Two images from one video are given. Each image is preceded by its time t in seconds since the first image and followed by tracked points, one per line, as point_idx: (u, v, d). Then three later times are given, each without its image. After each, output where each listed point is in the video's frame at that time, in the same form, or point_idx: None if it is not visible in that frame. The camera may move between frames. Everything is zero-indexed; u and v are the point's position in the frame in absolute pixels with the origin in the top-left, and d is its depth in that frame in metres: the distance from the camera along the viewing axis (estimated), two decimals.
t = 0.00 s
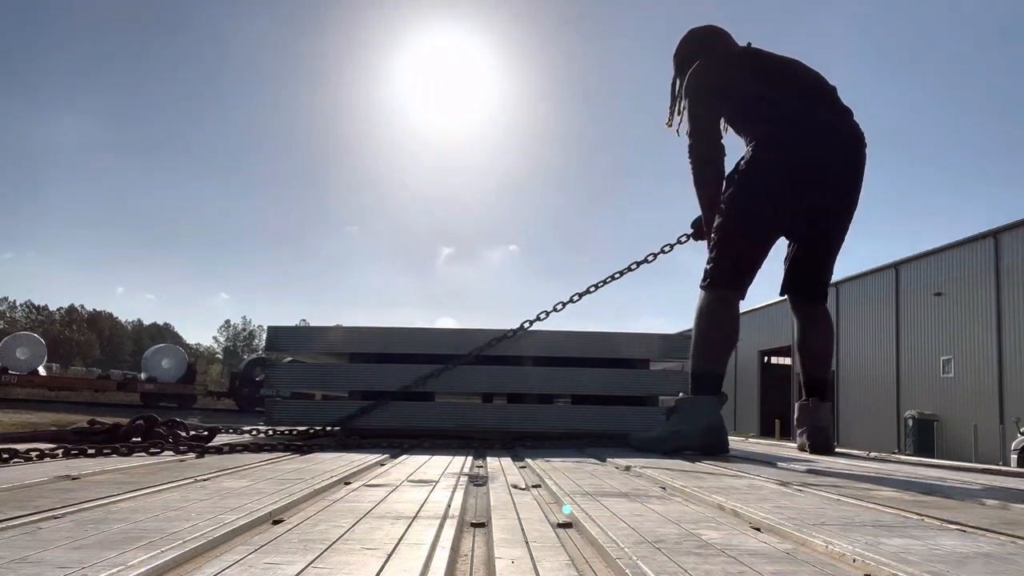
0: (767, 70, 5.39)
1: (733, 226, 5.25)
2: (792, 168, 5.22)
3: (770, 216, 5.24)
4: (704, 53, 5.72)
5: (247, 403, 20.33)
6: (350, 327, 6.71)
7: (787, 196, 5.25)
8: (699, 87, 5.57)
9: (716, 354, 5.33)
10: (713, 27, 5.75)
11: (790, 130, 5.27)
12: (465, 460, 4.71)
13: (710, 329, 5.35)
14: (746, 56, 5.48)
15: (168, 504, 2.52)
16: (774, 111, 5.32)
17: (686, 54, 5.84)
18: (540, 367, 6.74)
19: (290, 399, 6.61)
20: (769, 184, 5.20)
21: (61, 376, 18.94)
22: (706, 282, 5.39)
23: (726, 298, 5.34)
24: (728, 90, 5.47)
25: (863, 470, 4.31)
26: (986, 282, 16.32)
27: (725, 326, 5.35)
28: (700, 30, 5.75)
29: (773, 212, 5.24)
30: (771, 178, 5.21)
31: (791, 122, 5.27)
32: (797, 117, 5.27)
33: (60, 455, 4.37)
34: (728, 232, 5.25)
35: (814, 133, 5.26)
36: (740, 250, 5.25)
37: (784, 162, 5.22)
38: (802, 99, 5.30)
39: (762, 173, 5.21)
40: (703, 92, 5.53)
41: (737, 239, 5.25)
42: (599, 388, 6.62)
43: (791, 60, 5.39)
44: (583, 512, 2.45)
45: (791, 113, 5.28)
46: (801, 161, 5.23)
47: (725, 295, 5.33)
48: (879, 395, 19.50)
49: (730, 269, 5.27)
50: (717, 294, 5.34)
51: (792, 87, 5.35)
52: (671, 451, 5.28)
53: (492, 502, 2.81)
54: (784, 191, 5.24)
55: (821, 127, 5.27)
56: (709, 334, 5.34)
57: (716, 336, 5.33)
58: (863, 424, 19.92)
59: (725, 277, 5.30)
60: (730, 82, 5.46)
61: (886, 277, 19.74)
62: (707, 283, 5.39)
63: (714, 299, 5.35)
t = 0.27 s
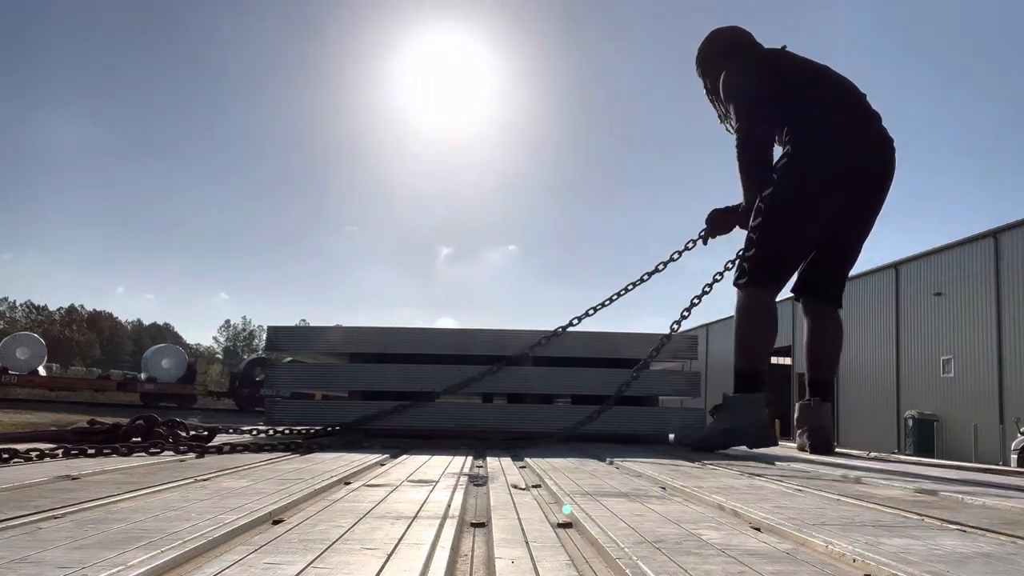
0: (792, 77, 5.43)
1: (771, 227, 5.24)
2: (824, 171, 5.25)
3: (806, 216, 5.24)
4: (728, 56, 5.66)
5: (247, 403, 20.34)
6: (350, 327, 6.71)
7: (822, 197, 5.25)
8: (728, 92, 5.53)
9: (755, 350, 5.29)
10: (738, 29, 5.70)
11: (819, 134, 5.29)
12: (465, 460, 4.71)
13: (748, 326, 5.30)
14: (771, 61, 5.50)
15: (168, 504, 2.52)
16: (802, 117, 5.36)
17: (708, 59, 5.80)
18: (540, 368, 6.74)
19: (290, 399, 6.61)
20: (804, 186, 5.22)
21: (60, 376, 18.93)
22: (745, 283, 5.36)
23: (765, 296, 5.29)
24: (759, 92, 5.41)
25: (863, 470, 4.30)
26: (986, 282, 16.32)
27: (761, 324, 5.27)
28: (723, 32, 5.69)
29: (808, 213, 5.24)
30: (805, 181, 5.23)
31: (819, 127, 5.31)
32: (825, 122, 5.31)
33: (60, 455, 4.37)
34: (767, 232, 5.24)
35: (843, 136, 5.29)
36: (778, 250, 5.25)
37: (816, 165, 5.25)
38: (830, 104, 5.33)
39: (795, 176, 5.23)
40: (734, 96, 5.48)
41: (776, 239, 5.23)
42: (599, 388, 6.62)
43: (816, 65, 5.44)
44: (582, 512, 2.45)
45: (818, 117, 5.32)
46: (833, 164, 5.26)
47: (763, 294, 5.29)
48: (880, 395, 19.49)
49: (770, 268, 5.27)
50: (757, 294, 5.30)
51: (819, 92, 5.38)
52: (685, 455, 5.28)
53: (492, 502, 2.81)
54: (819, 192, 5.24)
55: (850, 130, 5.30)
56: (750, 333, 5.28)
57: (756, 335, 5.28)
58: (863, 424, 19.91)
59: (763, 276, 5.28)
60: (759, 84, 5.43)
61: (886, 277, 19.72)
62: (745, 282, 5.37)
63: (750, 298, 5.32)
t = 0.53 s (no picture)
0: (790, 79, 5.45)
1: (784, 234, 5.28)
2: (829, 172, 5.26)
3: (816, 218, 5.24)
4: (726, 58, 5.63)
5: (247, 403, 20.35)
6: (350, 327, 6.71)
7: (830, 198, 5.26)
8: (729, 98, 5.55)
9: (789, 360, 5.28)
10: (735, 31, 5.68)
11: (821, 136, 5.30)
12: (465, 460, 4.71)
13: (772, 334, 5.32)
14: (770, 64, 5.49)
15: (169, 504, 2.52)
16: (803, 119, 5.37)
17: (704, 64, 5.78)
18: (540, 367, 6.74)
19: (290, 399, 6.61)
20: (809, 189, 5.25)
21: (60, 376, 18.92)
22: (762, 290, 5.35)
23: (787, 303, 5.27)
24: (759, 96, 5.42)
25: (864, 470, 4.31)
26: (986, 282, 16.33)
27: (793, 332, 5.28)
28: (718, 36, 5.67)
29: (818, 216, 5.25)
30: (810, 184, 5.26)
31: (821, 128, 5.32)
32: (826, 122, 5.32)
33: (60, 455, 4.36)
34: (780, 238, 5.27)
35: (845, 135, 5.29)
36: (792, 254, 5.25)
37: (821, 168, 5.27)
38: (829, 104, 5.35)
39: (801, 181, 5.27)
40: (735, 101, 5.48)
41: (789, 244, 5.25)
42: (599, 388, 6.62)
43: (815, 66, 5.45)
44: (583, 512, 2.45)
45: (818, 119, 5.33)
46: (837, 164, 5.27)
47: (782, 300, 5.28)
48: (880, 395, 19.49)
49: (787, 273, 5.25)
50: (777, 300, 5.29)
51: (818, 93, 5.39)
52: (692, 455, 5.27)
53: (492, 502, 2.81)
54: (826, 194, 5.26)
55: (852, 129, 5.30)
56: (779, 343, 5.28)
57: (781, 343, 5.28)
58: (863, 424, 19.91)
59: (781, 281, 5.27)
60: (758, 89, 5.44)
61: (887, 278, 19.73)
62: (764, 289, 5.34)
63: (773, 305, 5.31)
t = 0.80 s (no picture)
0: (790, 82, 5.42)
1: (778, 236, 5.29)
2: (826, 175, 5.25)
3: (812, 221, 5.24)
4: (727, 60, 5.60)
5: (247, 403, 20.36)
6: (350, 327, 6.71)
7: (827, 201, 5.24)
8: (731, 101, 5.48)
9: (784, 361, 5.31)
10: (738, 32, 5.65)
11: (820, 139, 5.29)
12: (465, 460, 4.71)
13: (769, 335, 5.34)
14: (769, 69, 5.46)
15: (168, 504, 2.52)
16: (802, 121, 5.34)
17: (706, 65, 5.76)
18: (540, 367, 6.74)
19: (290, 399, 6.61)
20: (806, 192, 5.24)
21: (60, 376, 18.92)
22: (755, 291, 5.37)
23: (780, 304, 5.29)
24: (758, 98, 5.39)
25: (864, 470, 4.31)
26: (986, 282, 16.33)
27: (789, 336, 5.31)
28: (720, 37, 5.65)
29: (814, 218, 5.24)
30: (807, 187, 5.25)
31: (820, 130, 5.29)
32: (825, 125, 5.29)
33: (59, 455, 4.36)
34: (774, 241, 5.30)
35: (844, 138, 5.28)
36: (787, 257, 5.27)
37: (818, 170, 5.26)
38: (829, 107, 5.33)
39: (797, 184, 5.27)
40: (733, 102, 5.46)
41: (783, 246, 5.27)
42: (599, 387, 6.62)
43: (813, 71, 5.43)
44: (582, 512, 2.45)
45: (817, 122, 5.31)
46: (834, 167, 5.25)
47: (776, 302, 5.30)
48: (880, 395, 19.50)
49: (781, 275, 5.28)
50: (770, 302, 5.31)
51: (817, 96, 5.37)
52: (692, 455, 5.28)
53: (492, 502, 2.81)
54: (822, 196, 5.25)
55: (850, 132, 5.28)
56: (774, 345, 5.31)
57: (776, 345, 5.30)
58: (863, 424, 19.92)
59: (774, 283, 5.30)
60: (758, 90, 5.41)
61: (886, 278, 19.72)
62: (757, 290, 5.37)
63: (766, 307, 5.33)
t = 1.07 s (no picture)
0: (797, 90, 5.40)
1: (787, 241, 5.27)
2: (833, 181, 5.25)
3: (819, 226, 5.25)
4: (735, 68, 5.56)
5: (247, 403, 20.35)
6: (350, 327, 6.70)
7: (834, 207, 5.25)
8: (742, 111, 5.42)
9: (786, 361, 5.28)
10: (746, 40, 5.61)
11: (828, 146, 5.28)
12: (465, 460, 4.72)
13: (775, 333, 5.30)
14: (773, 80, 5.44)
15: (168, 504, 2.52)
16: (810, 128, 5.33)
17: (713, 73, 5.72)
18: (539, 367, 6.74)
19: (290, 399, 6.62)
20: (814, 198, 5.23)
21: (60, 376, 18.91)
22: (763, 296, 5.34)
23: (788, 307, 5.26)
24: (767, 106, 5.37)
25: (864, 470, 4.31)
26: (986, 282, 16.33)
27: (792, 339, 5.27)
28: (727, 44, 5.60)
29: (821, 224, 5.25)
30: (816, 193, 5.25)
31: (828, 137, 5.29)
32: (833, 132, 5.30)
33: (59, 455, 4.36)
34: (783, 245, 5.27)
35: (850, 146, 5.29)
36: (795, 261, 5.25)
37: (826, 176, 5.26)
38: (835, 115, 5.34)
39: (806, 190, 5.26)
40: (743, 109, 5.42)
41: (792, 251, 5.26)
42: (598, 388, 6.62)
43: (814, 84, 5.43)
44: (582, 512, 2.45)
45: (824, 129, 5.31)
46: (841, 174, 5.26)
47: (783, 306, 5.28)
48: (880, 395, 19.49)
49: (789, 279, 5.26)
50: (778, 306, 5.28)
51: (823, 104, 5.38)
52: (692, 455, 5.28)
53: (491, 502, 2.81)
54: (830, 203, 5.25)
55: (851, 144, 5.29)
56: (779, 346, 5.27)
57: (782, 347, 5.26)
58: (863, 424, 19.92)
59: (782, 287, 5.27)
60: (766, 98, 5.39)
61: (886, 278, 19.72)
62: (764, 294, 5.34)
63: (772, 310, 5.29)
